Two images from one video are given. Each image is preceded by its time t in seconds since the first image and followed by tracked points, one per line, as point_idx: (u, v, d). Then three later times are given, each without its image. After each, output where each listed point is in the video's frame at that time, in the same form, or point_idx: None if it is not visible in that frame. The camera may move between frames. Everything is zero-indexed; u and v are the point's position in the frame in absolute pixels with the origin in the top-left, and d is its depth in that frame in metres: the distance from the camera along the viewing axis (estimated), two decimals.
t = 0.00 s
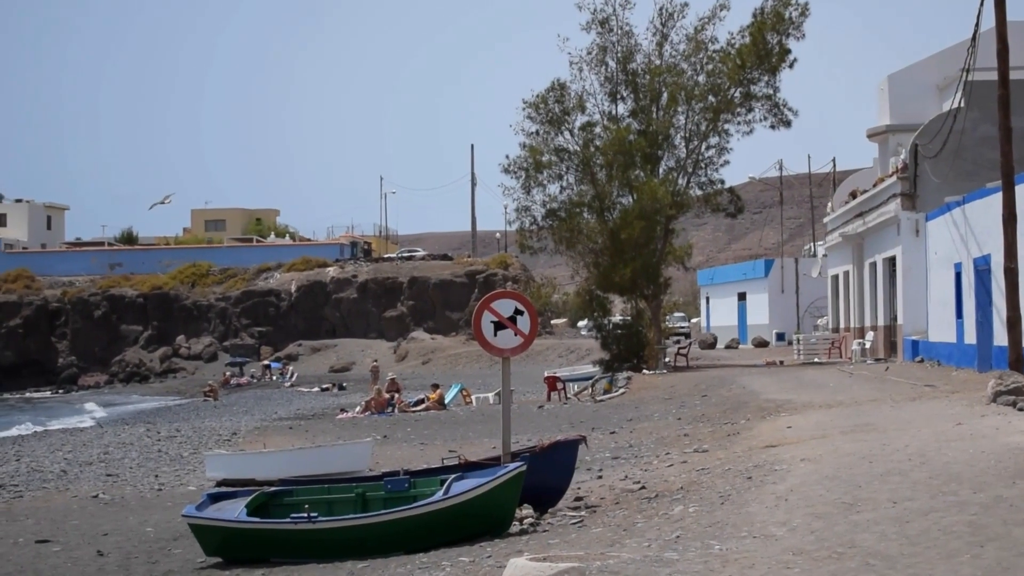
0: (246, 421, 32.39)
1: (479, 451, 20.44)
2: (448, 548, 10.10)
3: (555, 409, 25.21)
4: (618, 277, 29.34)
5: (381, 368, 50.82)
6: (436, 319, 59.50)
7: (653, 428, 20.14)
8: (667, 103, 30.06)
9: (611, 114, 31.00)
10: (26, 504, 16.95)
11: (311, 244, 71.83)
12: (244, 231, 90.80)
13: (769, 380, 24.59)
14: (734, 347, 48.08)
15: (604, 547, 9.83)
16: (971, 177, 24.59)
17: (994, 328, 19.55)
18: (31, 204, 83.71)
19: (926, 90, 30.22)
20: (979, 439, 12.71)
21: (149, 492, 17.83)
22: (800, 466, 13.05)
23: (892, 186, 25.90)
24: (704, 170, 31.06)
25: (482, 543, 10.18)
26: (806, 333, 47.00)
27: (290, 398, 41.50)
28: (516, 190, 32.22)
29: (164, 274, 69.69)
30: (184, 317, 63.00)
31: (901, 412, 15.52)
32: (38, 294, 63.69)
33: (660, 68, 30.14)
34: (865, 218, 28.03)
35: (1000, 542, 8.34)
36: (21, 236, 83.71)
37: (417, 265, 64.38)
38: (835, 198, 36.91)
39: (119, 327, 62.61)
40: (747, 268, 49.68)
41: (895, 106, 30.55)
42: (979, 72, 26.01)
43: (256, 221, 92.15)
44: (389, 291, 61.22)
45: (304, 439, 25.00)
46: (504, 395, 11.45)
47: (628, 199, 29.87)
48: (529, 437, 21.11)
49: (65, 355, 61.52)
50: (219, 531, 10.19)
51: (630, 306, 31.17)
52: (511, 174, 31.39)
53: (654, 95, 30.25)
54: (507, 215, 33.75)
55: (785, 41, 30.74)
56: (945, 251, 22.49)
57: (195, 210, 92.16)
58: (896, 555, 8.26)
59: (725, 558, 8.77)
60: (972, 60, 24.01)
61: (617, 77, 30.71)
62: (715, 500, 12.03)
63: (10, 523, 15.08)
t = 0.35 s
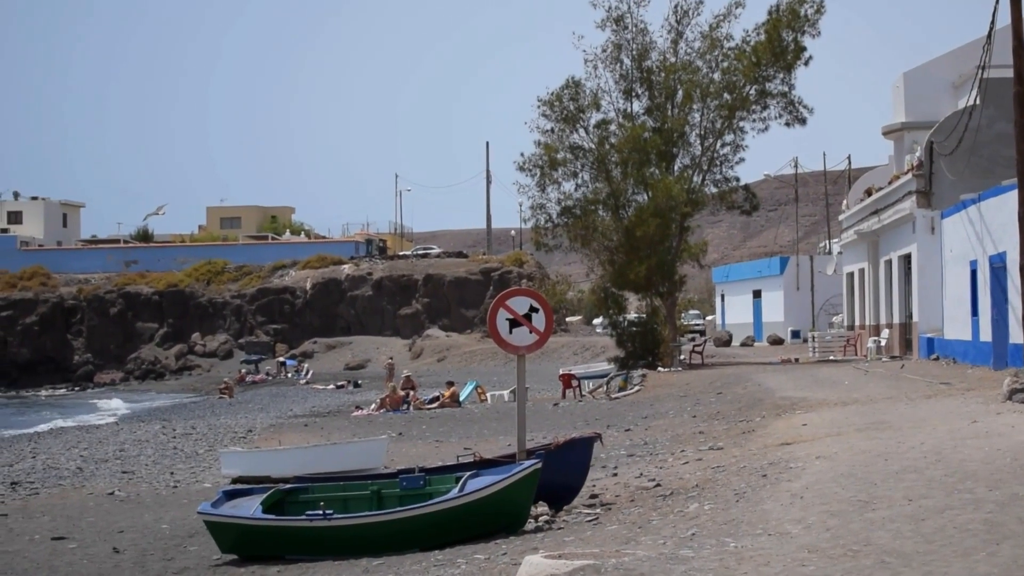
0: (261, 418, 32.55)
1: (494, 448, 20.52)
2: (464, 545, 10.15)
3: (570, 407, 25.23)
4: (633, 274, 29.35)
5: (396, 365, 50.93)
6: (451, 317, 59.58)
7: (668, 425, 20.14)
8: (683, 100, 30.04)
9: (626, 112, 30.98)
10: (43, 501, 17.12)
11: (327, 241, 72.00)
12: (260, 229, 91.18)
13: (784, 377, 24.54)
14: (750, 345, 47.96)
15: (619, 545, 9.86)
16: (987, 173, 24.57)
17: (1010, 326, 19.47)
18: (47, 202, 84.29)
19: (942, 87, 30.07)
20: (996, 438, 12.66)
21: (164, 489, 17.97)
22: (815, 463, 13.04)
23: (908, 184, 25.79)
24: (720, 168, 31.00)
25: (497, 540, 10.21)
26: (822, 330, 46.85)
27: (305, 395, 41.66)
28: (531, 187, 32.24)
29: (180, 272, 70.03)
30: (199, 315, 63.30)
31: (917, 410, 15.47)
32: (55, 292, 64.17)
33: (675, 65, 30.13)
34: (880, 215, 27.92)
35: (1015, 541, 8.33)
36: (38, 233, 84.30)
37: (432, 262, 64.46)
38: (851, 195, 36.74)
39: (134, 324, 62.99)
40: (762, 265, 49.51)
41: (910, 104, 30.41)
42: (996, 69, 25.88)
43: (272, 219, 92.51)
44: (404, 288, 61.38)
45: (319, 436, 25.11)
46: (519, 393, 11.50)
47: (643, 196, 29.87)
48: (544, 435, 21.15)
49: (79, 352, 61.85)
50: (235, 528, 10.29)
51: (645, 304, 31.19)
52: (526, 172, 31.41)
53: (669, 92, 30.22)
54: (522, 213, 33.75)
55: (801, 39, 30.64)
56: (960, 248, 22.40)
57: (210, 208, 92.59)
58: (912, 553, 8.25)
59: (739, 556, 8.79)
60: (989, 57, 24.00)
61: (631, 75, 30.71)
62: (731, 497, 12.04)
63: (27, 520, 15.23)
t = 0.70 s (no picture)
0: (279, 416, 32.73)
1: (511, 445, 20.58)
2: (480, 542, 10.21)
3: (586, 404, 25.27)
4: (650, 271, 29.32)
5: (413, 363, 51.05)
6: (469, 314, 59.68)
7: (685, 422, 20.15)
8: (700, 97, 30.00)
9: (643, 109, 30.95)
10: (61, 498, 17.28)
11: (344, 238, 72.19)
12: (277, 226, 91.54)
13: (802, 375, 24.48)
14: (767, 342, 47.84)
15: (636, 542, 9.90)
16: (1006, 172, 24.30)
17: None
18: (65, 199, 84.90)
19: (960, 84, 29.92)
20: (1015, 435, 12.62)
21: (182, 486, 18.11)
22: (833, 461, 13.03)
23: (926, 181, 25.69)
24: (737, 165, 30.91)
25: (515, 538, 10.26)
26: (839, 328, 46.70)
27: (322, 392, 41.84)
28: (548, 185, 32.24)
29: (197, 269, 70.39)
30: (217, 312, 63.59)
31: (935, 408, 15.42)
32: (73, 289, 64.66)
33: (692, 63, 30.10)
34: (897, 212, 27.80)
35: None
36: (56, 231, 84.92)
37: (450, 259, 64.57)
38: (869, 192, 36.59)
39: (152, 321, 63.39)
40: (779, 262, 49.37)
41: (928, 100, 30.26)
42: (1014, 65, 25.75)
43: (289, 216, 92.85)
44: (421, 285, 61.54)
45: (336, 434, 25.23)
46: (536, 391, 11.55)
47: (660, 193, 29.85)
48: (561, 432, 21.19)
49: (98, 349, 62.47)
50: (253, 524, 10.39)
51: (662, 301, 31.15)
52: (543, 169, 31.41)
53: (686, 89, 30.19)
54: (539, 211, 33.76)
55: (818, 36, 30.52)
56: (978, 246, 22.30)
57: (228, 205, 93.05)
58: (930, 551, 8.26)
59: (757, 553, 8.80)
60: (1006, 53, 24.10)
61: (649, 72, 30.68)
62: (748, 495, 12.05)
63: (46, 516, 15.38)
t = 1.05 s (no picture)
0: (299, 412, 32.96)
1: (529, 442, 20.65)
2: (500, 539, 10.28)
3: (605, 401, 25.31)
4: (669, 269, 29.29)
5: (432, 359, 51.18)
6: (488, 311, 59.79)
7: (704, 419, 20.16)
8: (719, 94, 29.95)
9: (662, 106, 30.90)
10: (82, 494, 17.46)
11: (364, 235, 72.37)
12: (297, 223, 91.93)
13: (822, 372, 24.41)
14: (786, 340, 47.70)
15: (655, 539, 9.95)
16: None
17: None
18: (85, 196, 85.57)
19: (980, 80, 29.71)
20: None
21: (202, 482, 18.28)
22: (852, 458, 13.03)
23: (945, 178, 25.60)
24: (756, 162, 30.84)
25: (534, 533, 10.33)
26: (858, 325, 46.53)
27: (342, 389, 42.08)
28: (566, 182, 32.25)
29: (217, 266, 70.78)
30: (236, 308, 63.87)
31: (955, 405, 15.38)
32: (93, 286, 65.27)
33: (712, 59, 30.05)
34: (917, 209, 27.66)
35: None
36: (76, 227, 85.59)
37: (469, 256, 64.69)
38: (887, 189, 36.40)
39: (171, 318, 63.85)
40: (799, 259, 49.20)
41: (948, 97, 30.09)
42: None
43: (309, 213, 93.18)
44: (440, 282, 61.70)
45: (356, 431, 25.38)
46: (555, 388, 11.59)
47: (679, 190, 29.81)
48: (580, 429, 21.25)
49: (117, 345, 63.26)
50: (273, 521, 10.48)
51: (681, 298, 31.12)
52: (562, 166, 31.42)
53: (705, 86, 30.15)
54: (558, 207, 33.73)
55: (838, 32, 30.39)
56: (998, 242, 22.19)
57: (247, 203, 93.53)
58: (950, 548, 8.26)
59: (776, 550, 8.84)
60: None
61: (668, 69, 30.63)
62: (768, 492, 12.07)
63: (67, 512, 15.56)
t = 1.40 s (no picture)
0: (320, 408, 33.17)
1: (551, 438, 20.70)
2: (521, 535, 10.35)
3: (626, 397, 25.31)
4: (690, 265, 29.21)
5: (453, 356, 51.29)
6: (508, 308, 59.83)
7: (726, 416, 20.16)
8: (740, 90, 29.87)
9: (683, 102, 30.83)
10: (105, 490, 17.66)
11: (385, 231, 72.56)
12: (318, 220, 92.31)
13: (844, 368, 24.31)
14: (808, 336, 47.51)
15: (677, 535, 9.98)
16: None
17: None
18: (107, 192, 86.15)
19: (1002, 76, 29.53)
20: None
21: (224, 478, 18.45)
22: (875, 455, 13.00)
23: (967, 174, 25.35)
24: (778, 158, 30.73)
25: (556, 530, 10.38)
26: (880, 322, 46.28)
27: (364, 384, 42.29)
28: (587, 178, 32.24)
29: (238, 262, 71.18)
30: (258, 305, 64.20)
31: (978, 401, 15.32)
32: (115, 282, 66.04)
33: (733, 55, 29.95)
34: (939, 205, 27.49)
35: None
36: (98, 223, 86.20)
37: (489, 253, 64.75)
38: (909, 186, 36.19)
39: (193, 314, 64.42)
40: (820, 256, 48.97)
41: (970, 93, 29.89)
42: None
43: (330, 210, 93.51)
44: (461, 279, 61.76)
45: (377, 427, 25.51)
46: (577, 384, 11.62)
47: (701, 186, 29.74)
48: (601, 426, 21.29)
49: (139, 341, 63.93)
50: (295, 517, 10.59)
51: (703, 295, 31.03)
52: (583, 162, 31.42)
53: (727, 82, 30.08)
54: (579, 203, 33.72)
55: (859, 28, 30.22)
56: (1021, 239, 22.03)
57: (269, 199, 93.97)
58: (974, 546, 8.24)
59: (798, 547, 8.85)
60: None
61: (689, 65, 30.59)
62: (790, 488, 12.07)
63: (90, 508, 15.74)
